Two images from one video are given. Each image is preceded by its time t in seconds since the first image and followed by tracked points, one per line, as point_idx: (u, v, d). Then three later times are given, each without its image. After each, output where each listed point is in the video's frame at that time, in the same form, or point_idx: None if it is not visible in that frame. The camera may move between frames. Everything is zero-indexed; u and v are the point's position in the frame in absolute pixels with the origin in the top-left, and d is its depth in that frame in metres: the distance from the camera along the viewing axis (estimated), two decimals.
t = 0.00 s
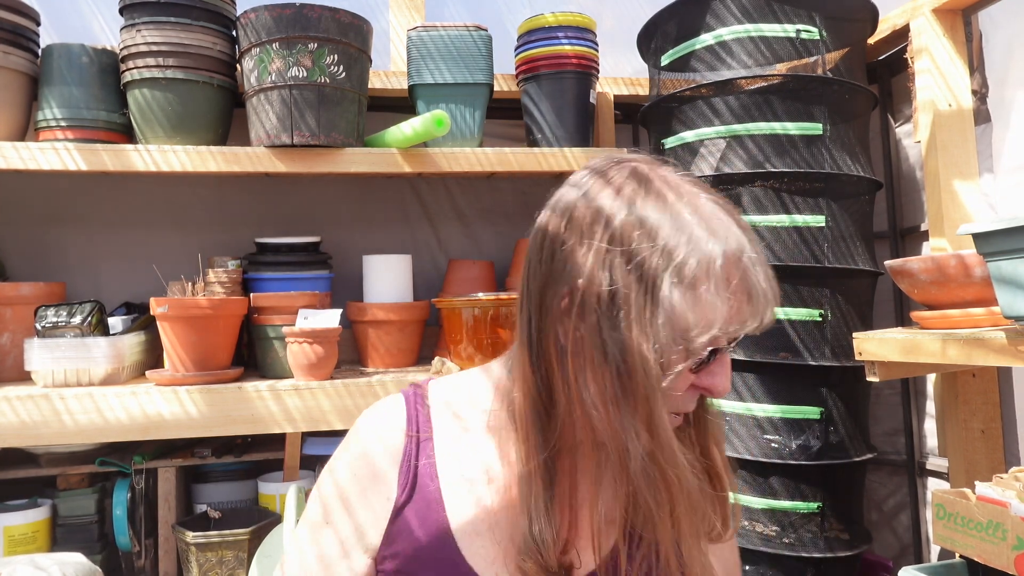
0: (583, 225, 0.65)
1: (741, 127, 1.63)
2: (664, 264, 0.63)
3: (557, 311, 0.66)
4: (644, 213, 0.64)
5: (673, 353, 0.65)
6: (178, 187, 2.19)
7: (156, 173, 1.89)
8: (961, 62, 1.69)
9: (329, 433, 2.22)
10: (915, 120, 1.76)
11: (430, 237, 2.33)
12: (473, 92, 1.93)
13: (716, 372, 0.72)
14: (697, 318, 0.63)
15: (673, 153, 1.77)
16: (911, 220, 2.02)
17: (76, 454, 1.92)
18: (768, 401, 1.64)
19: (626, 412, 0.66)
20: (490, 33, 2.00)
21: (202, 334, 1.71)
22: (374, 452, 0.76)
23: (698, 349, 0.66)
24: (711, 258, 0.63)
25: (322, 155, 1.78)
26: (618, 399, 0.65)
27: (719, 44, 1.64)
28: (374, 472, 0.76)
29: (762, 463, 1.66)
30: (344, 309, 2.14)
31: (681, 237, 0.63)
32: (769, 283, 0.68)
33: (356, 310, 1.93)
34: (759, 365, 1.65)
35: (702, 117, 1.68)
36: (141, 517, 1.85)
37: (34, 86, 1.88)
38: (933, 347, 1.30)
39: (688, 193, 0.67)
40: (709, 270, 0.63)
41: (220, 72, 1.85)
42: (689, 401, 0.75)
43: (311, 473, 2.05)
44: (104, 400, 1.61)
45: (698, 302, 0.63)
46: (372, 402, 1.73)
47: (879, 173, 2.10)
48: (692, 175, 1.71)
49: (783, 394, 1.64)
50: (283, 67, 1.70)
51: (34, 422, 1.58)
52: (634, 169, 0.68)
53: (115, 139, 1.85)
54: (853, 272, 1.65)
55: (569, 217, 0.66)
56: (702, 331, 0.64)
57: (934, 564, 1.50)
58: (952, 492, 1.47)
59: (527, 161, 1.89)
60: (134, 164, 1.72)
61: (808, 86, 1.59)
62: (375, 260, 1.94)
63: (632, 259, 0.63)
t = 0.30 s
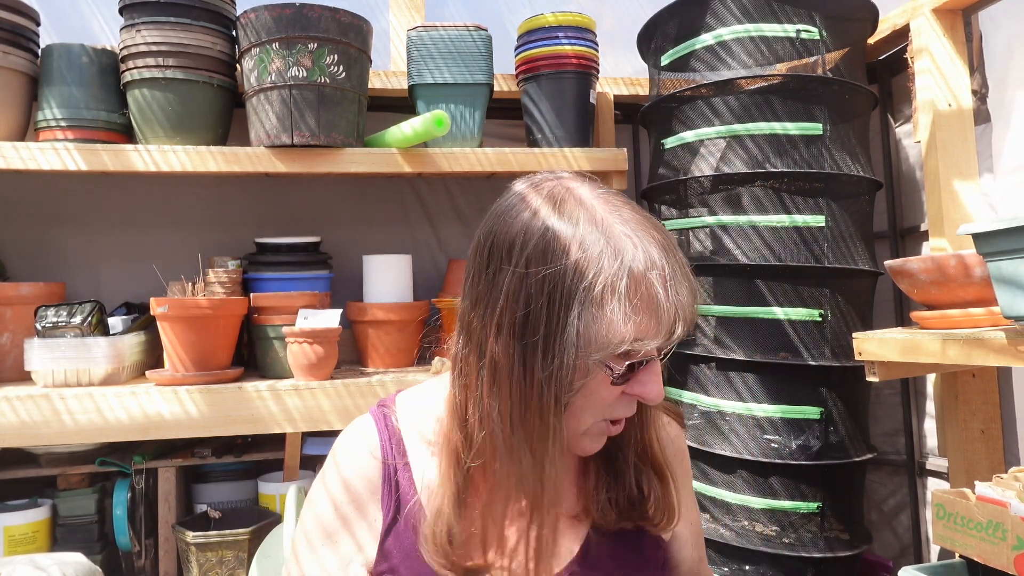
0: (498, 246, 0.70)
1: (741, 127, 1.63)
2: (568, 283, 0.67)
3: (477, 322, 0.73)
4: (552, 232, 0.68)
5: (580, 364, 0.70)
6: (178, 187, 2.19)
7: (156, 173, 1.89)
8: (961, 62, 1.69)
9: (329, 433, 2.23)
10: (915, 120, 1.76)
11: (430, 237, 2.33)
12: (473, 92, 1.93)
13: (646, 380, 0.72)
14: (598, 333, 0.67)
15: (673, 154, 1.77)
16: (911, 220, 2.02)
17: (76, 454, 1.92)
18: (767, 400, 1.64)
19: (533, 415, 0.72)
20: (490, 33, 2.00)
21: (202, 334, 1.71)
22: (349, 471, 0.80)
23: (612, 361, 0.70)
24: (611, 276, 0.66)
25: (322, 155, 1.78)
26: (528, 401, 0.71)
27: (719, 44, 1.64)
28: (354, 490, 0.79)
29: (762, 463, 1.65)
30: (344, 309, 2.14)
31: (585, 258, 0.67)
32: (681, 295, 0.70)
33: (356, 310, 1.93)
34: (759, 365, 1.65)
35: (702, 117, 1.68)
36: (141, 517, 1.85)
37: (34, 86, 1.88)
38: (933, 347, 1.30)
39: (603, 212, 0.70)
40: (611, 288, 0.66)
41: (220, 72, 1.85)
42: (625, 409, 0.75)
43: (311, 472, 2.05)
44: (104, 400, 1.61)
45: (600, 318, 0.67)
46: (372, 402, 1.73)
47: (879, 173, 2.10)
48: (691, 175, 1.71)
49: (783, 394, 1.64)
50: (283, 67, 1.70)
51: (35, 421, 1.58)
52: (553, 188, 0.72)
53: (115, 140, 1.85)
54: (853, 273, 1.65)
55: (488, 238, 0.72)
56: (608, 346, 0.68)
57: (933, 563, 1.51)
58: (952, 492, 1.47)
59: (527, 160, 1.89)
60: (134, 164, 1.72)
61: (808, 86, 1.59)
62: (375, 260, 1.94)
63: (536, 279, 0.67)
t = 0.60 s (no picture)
0: (594, 281, 0.62)
1: (741, 127, 1.63)
2: (671, 319, 0.59)
3: (558, 354, 0.66)
4: (651, 266, 0.60)
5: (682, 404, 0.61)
6: (178, 187, 2.19)
7: (156, 173, 1.89)
8: (961, 63, 1.69)
9: (330, 433, 2.23)
10: (915, 120, 1.76)
11: (430, 237, 2.33)
12: (473, 92, 1.93)
13: (747, 414, 0.64)
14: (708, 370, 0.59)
15: (673, 154, 1.77)
16: (911, 220, 2.02)
17: (76, 454, 1.92)
18: (768, 401, 1.65)
19: (620, 454, 0.63)
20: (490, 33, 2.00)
21: (202, 334, 1.71)
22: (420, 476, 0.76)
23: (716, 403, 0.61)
24: (721, 309, 0.59)
25: (322, 155, 1.78)
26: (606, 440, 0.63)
27: (719, 44, 1.64)
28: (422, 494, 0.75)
29: (762, 463, 1.66)
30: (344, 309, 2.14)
31: (686, 291, 0.59)
32: (787, 329, 0.62)
33: (356, 310, 1.93)
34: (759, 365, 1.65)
35: (702, 117, 1.68)
36: (141, 517, 1.85)
37: (34, 86, 1.88)
38: (933, 347, 1.30)
39: (706, 244, 0.62)
40: (725, 325, 0.58)
41: (220, 72, 1.85)
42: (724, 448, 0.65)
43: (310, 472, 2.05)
44: (104, 400, 1.61)
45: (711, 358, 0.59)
46: (372, 402, 1.73)
47: (880, 173, 2.10)
48: (691, 175, 1.71)
49: (783, 394, 1.64)
50: (283, 67, 1.71)
51: (35, 421, 1.58)
52: (647, 221, 0.64)
53: (115, 140, 1.85)
54: (853, 273, 1.65)
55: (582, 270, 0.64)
56: (717, 384, 0.59)
57: (933, 563, 1.51)
58: (952, 492, 1.47)
59: (527, 160, 1.89)
60: (134, 164, 1.71)
61: (808, 86, 1.59)
62: (375, 260, 1.94)
63: (634, 314, 0.59)
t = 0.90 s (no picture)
0: (917, 387, 0.35)
1: (741, 127, 1.63)
2: None
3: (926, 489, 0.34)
4: None
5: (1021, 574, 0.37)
6: (178, 187, 2.19)
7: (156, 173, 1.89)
8: (962, 62, 1.69)
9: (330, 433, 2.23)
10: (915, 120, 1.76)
11: (430, 237, 2.33)
12: (473, 92, 1.93)
13: None
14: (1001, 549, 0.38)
15: (673, 154, 1.77)
16: (911, 220, 2.02)
17: (77, 453, 1.92)
18: (768, 400, 1.64)
19: None
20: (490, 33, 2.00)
21: (202, 334, 1.71)
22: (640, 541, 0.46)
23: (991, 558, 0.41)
24: None
25: (322, 155, 1.78)
26: None
27: (719, 44, 1.64)
28: None
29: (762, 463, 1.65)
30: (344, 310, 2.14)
31: None
32: None
33: (356, 310, 1.93)
34: (759, 364, 1.65)
35: (702, 117, 1.68)
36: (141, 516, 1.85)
37: (34, 86, 1.88)
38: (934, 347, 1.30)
39: None
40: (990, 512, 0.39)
41: (220, 72, 1.85)
42: None
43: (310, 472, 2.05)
44: (104, 400, 1.61)
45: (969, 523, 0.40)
46: (372, 402, 1.73)
47: (880, 173, 2.10)
48: (692, 175, 1.71)
49: (783, 394, 1.64)
50: (283, 67, 1.71)
51: (35, 421, 1.58)
52: (967, 315, 0.38)
53: (115, 140, 1.85)
54: (853, 273, 1.64)
55: (869, 374, 0.37)
56: None
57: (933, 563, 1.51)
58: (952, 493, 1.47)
59: (527, 160, 1.89)
60: (134, 164, 1.71)
61: (808, 86, 1.59)
62: (375, 260, 1.94)
63: (991, 445, 0.34)
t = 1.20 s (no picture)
0: None
1: (741, 127, 1.63)
2: None
3: None
4: None
5: None
6: (178, 187, 2.19)
7: (156, 173, 1.89)
8: (962, 62, 1.69)
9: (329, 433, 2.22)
10: (915, 120, 1.76)
11: (430, 237, 2.33)
12: (473, 92, 1.93)
13: None
14: None
15: (673, 154, 1.77)
16: (912, 220, 2.02)
17: (76, 454, 1.92)
18: (768, 401, 1.64)
19: None
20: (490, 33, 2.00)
21: (202, 334, 1.70)
22: None
23: None
24: None
25: (322, 155, 1.78)
26: None
27: (719, 44, 1.64)
28: None
29: (762, 463, 1.65)
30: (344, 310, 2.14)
31: None
32: None
33: (356, 310, 1.93)
34: (759, 365, 1.65)
35: (702, 117, 1.68)
36: (140, 517, 1.85)
37: (33, 86, 1.87)
38: (934, 347, 1.30)
39: None
40: None
41: (220, 72, 1.84)
42: None
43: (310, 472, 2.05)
44: (103, 400, 1.61)
45: None
46: (372, 402, 1.72)
47: (880, 173, 2.10)
48: (692, 175, 1.71)
49: (783, 394, 1.64)
50: (283, 67, 1.70)
51: (34, 421, 1.58)
52: None
53: (115, 140, 1.85)
54: (853, 273, 1.64)
55: None
56: None
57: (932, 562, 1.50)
58: (952, 492, 1.47)
59: (527, 160, 1.89)
60: (134, 164, 1.71)
61: (808, 86, 1.60)
62: (375, 261, 1.94)
63: None
